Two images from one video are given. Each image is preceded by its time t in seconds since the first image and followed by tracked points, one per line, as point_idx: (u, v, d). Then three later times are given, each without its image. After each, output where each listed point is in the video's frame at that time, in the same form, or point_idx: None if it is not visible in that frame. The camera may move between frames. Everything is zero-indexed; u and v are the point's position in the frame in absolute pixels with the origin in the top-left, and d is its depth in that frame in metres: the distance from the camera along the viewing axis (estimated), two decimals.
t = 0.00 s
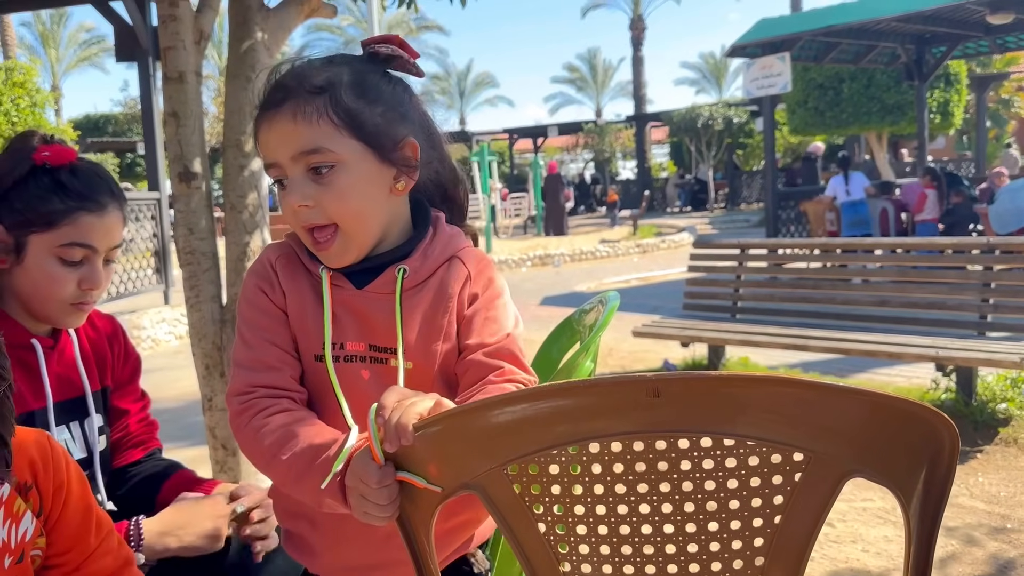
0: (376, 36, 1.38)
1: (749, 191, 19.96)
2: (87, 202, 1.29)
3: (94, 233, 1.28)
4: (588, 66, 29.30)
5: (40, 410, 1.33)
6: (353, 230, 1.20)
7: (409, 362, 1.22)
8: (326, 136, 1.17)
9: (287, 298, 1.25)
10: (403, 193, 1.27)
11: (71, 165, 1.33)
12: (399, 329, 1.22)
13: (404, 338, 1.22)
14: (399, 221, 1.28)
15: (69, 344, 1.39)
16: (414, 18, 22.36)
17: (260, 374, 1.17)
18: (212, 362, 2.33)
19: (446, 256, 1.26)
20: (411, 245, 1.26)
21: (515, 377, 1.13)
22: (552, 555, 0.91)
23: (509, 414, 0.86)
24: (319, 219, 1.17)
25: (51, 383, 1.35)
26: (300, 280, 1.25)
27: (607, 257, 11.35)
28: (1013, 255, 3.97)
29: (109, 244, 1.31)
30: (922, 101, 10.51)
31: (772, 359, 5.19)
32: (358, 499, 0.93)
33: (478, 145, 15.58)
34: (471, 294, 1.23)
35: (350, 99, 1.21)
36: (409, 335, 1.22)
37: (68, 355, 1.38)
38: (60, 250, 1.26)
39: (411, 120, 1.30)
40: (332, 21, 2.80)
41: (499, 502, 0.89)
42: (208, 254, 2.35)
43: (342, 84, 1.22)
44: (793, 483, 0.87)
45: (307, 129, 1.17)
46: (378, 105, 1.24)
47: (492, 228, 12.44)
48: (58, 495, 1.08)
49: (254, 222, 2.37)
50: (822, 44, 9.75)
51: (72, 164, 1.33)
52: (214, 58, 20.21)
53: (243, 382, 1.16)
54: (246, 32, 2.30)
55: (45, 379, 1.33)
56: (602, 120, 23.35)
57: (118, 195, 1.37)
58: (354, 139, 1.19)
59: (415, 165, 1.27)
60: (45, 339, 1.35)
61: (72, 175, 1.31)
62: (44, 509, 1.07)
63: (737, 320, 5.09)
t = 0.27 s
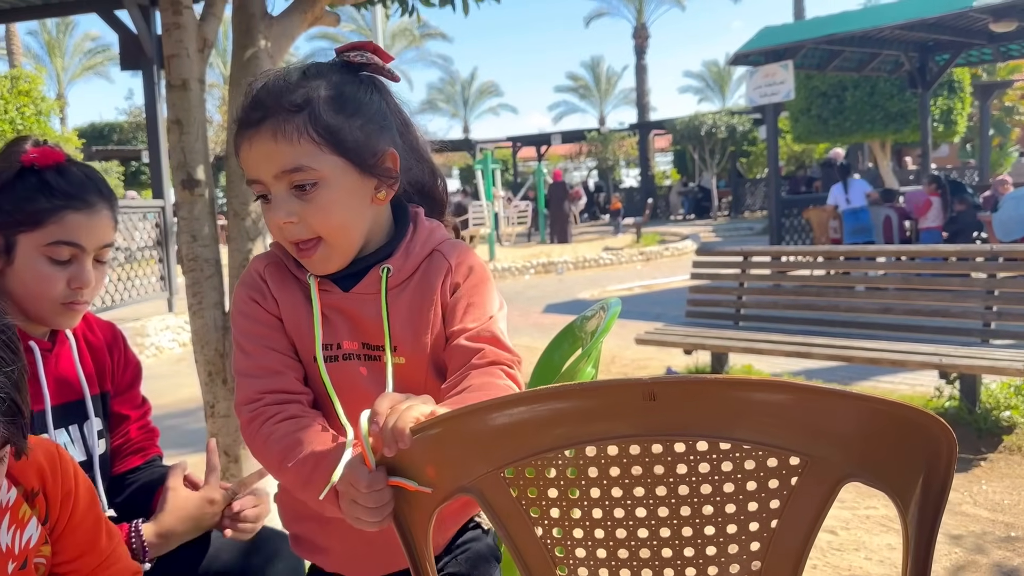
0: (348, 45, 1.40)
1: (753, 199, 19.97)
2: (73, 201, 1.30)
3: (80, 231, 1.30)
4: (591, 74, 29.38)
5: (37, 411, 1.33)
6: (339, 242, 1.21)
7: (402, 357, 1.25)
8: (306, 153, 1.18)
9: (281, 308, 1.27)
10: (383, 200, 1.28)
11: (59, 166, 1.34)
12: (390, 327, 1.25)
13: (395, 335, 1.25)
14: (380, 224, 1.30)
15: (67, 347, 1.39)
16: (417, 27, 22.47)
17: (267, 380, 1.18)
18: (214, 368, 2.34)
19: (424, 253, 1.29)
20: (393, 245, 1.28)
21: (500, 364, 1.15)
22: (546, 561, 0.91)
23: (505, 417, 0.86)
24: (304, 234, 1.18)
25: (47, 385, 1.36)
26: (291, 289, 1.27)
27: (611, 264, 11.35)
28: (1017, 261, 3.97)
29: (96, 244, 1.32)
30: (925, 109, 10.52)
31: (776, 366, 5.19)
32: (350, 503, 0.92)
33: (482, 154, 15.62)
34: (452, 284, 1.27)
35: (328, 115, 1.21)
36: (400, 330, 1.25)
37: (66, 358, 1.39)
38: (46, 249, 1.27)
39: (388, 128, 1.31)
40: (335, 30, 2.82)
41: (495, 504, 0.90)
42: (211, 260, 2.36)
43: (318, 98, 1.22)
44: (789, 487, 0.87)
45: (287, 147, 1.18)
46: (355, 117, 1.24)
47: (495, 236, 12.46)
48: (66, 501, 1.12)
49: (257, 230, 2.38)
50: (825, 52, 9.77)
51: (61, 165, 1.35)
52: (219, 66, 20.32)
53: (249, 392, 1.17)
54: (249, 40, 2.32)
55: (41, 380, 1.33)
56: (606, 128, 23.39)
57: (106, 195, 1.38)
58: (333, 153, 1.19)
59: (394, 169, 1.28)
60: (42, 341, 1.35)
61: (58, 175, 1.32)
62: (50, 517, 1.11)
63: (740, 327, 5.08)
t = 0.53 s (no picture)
0: (354, 58, 1.42)
1: (755, 205, 19.97)
2: (32, 188, 1.37)
3: (39, 217, 1.36)
4: (593, 81, 29.45)
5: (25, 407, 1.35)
6: (350, 242, 1.21)
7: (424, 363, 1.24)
8: (318, 152, 1.19)
9: (287, 336, 1.28)
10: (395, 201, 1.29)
11: (29, 159, 1.41)
12: (410, 333, 1.25)
13: (416, 340, 1.24)
14: (392, 232, 1.31)
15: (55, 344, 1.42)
16: (419, 35, 22.56)
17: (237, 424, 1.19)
18: (215, 375, 2.35)
19: (441, 259, 1.31)
20: (407, 250, 1.30)
21: (512, 362, 1.15)
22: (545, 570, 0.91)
23: (504, 425, 0.86)
24: (318, 233, 1.18)
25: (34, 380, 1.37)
26: (302, 310, 1.29)
27: (613, 271, 11.35)
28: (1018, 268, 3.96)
29: (58, 229, 1.38)
30: (927, 116, 10.52)
31: (778, 373, 5.18)
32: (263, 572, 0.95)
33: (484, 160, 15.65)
34: (469, 288, 1.29)
35: (337, 115, 1.22)
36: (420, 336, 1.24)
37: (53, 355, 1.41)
38: (9, 234, 1.34)
39: (396, 132, 1.33)
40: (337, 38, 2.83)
41: (494, 513, 0.90)
42: (212, 267, 2.36)
43: (328, 101, 1.24)
44: (787, 496, 0.87)
45: (300, 147, 1.19)
46: (364, 120, 1.26)
47: (497, 242, 12.48)
48: (89, 524, 1.11)
49: (258, 236, 2.39)
50: (826, 60, 9.79)
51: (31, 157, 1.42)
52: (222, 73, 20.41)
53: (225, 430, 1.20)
54: (251, 48, 2.34)
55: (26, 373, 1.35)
56: (608, 134, 23.44)
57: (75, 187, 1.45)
58: (344, 152, 1.20)
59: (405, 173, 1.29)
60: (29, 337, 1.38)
61: (20, 166, 1.38)
62: (74, 537, 1.09)
63: (742, 333, 5.08)
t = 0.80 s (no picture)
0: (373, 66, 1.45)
1: (756, 210, 19.98)
2: (53, 209, 1.41)
3: (60, 236, 1.40)
4: (594, 86, 29.50)
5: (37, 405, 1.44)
6: (359, 234, 1.25)
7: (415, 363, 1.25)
8: (336, 142, 1.23)
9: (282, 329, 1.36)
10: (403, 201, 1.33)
11: (41, 177, 1.46)
12: (409, 332, 1.26)
13: (409, 337, 1.25)
14: (399, 227, 1.34)
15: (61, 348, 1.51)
16: (421, 41, 22.63)
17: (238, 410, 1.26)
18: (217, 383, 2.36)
19: (447, 259, 1.31)
20: (410, 246, 1.32)
21: (520, 372, 1.16)
22: None
23: (501, 438, 0.87)
24: (325, 222, 1.21)
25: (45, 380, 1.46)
26: (302, 308, 1.35)
27: (614, 277, 11.35)
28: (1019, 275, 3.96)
29: (76, 246, 1.43)
30: (927, 121, 10.52)
31: (779, 379, 5.18)
32: None
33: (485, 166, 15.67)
34: (474, 292, 1.28)
35: (357, 109, 1.27)
36: (414, 334, 1.25)
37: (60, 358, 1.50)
38: (27, 251, 1.37)
39: (409, 133, 1.37)
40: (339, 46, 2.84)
41: (491, 526, 0.90)
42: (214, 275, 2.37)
43: (350, 97, 1.29)
44: (782, 509, 0.87)
45: (319, 135, 1.23)
46: (383, 118, 1.31)
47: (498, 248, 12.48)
48: (92, 530, 1.10)
49: (259, 244, 2.40)
50: (827, 65, 9.80)
51: (43, 174, 1.47)
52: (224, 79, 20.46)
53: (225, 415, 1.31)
54: (253, 57, 2.34)
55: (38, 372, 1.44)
56: (609, 140, 23.47)
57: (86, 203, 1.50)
58: (360, 145, 1.24)
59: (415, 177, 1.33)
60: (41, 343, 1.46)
61: (36, 181, 1.43)
62: (77, 543, 1.08)
63: (743, 340, 5.08)
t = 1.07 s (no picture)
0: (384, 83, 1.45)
1: (756, 214, 19.98)
2: (58, 212, 1.41)
3: (65, 239, 1.40)
4: (595, 90, 29.54)
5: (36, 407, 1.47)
6: (408, 220, 1.28)
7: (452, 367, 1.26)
8: (388, 129, 1.29)
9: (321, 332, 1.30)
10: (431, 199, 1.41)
11: (47, 180, 1.45)
12: (446, 335, 1.26)
13: (447, 341, 1.26)
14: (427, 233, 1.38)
15: (64, 351, 1.53)
16: (421, 45, 22.68)
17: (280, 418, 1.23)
18: (218, 387, 2.35)
19: (472, 266, 1.34)
20: (437, 253, 1.35)
21: (543, 377, 1.22)
22: None
23: (504, 440, 0.86)
24: (384, 203, 1.24)
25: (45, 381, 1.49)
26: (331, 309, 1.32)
27: (614, 280, 11.35)
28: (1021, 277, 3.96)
29: (81, 250, 1.43)
30: (928, 125, 10.52)
31: (780, 383, 5.17)
32: None
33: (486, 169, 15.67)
34: (503, 296, 1.33)
35: (400, 106, 1.35)
36: (452, 338, 1.26)
37: (62, 360, 1.52)
38: (32, 254, 1.38)
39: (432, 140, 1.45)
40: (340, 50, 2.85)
41: (494, 527, 0.90)
42: (215, 278, 2.37)
43: (390, 95, 1.36)
44: (787, 510, 0.87)
45: (372, 121, 1.28)
46: (418, 118, 1.39)
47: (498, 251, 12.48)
48: (67, 511, 1.13)
49: (261, 247, 2.40)
50: (827, 69, 9.81)
51: (50, 177, 1.47)
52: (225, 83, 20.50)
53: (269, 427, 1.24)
54: (254, 60, 2.35)
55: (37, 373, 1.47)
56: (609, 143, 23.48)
57: (91, 204, 1.50)
58: (406, 136, 1.31)
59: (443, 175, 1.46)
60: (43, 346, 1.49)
61: (42, 186, 1.44)
62: (52, 523, 1.12)
63: (744, 343, 5.08)
